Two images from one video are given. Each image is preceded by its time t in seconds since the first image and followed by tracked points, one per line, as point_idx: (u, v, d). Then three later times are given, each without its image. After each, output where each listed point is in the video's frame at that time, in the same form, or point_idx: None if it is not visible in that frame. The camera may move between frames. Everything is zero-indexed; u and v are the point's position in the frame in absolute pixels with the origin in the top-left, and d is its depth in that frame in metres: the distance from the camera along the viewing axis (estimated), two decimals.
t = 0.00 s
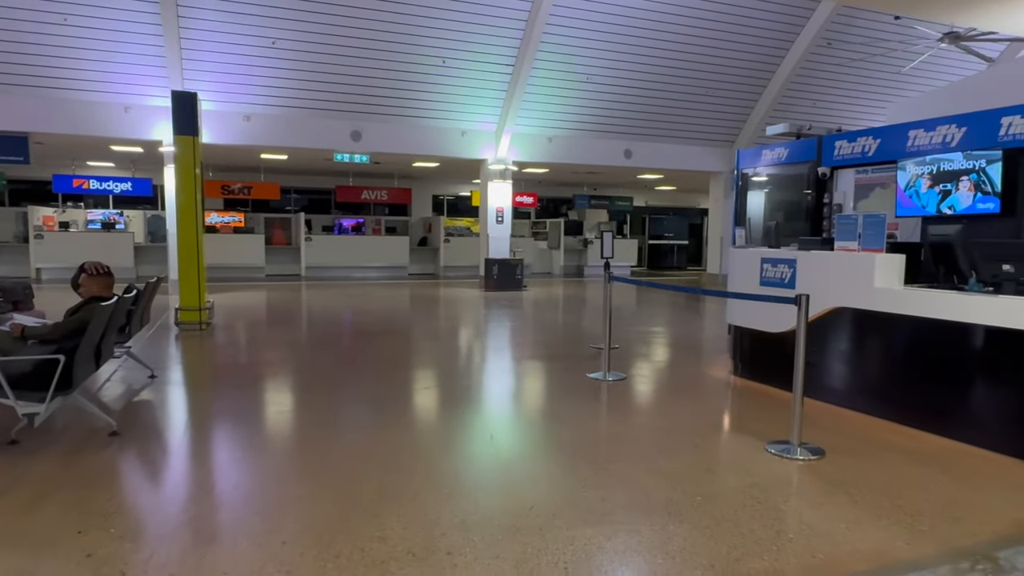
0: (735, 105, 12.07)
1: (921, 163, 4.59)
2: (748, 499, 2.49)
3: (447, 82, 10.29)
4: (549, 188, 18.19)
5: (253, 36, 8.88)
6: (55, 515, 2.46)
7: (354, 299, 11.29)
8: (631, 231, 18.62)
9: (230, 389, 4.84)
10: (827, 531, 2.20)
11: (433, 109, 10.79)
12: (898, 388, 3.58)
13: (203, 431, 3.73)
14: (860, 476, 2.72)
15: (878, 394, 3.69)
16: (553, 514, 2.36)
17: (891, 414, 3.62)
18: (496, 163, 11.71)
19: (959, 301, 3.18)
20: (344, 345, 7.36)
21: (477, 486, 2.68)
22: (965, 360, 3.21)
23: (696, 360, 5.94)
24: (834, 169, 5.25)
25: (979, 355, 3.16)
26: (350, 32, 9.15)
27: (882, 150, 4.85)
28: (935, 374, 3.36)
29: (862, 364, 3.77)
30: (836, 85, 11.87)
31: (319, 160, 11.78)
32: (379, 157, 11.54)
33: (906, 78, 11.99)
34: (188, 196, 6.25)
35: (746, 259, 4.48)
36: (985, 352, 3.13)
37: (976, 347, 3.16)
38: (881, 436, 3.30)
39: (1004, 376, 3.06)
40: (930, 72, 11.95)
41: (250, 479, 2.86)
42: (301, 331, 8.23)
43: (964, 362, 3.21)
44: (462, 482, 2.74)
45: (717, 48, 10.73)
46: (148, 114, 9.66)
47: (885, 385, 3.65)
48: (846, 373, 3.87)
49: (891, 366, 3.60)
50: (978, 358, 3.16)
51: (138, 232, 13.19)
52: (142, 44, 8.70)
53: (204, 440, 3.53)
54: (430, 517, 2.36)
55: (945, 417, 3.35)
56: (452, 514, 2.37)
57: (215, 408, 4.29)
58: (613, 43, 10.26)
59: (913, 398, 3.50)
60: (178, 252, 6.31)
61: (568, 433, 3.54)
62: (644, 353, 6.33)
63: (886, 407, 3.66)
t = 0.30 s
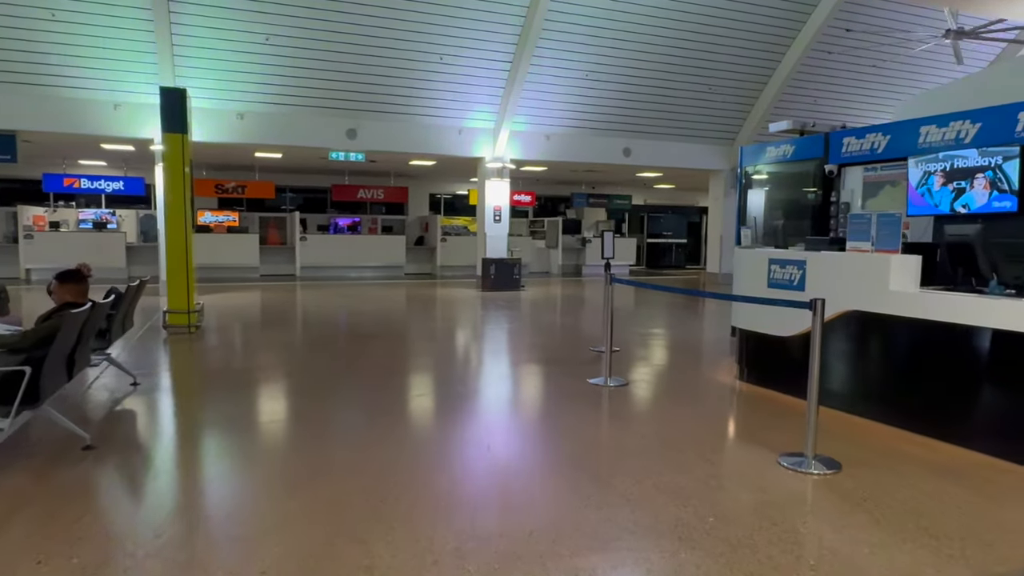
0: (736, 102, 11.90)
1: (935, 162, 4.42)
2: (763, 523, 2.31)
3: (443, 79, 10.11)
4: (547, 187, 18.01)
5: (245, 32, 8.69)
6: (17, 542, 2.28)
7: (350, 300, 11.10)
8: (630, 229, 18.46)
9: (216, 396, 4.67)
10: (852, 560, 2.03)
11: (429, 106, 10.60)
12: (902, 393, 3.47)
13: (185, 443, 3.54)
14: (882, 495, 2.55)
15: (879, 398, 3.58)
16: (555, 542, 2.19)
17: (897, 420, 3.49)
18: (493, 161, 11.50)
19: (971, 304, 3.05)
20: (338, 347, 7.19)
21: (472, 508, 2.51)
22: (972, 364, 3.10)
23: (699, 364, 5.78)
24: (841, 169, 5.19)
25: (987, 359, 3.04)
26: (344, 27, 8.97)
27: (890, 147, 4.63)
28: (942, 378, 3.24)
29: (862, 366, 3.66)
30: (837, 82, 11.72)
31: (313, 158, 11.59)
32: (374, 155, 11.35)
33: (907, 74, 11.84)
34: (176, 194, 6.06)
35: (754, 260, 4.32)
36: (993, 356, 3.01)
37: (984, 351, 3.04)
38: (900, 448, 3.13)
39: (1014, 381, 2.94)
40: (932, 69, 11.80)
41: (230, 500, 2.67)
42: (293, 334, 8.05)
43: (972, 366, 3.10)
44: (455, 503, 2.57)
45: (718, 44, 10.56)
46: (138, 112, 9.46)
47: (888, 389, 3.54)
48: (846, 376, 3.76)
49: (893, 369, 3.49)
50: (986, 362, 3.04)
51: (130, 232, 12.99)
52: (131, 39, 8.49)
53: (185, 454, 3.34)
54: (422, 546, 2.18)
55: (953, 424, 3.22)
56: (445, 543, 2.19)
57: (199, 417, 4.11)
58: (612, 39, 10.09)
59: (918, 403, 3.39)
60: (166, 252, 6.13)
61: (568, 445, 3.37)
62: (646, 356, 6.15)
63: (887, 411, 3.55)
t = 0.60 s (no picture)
0: (737, 100, 11.74)
1: (947, 159, 4.37)
2: (777, 546, 2.14)
3: (440, 76, 9.94)
4: (545, 187, 17.85)
5: (238, 28, 8.52)
6: None
7: (346, 301, 10.93)
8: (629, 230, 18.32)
9: (201, 402, 4.50)
10: None
11: (426, 104, 10.43)
12: (908, 396, 3.33)
13: (163, 455, 3.37)
14: (901, 514, 2.38)
15: (883, 402, 3.44)
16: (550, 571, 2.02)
17: (906, 427, 3.34)
18: (491, 160, 11.33)
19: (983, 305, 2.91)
20: (329, 350, 7.03)
21: (462, 531, 2.34)
22: (981, 367, 2.96)
23: (701, 368, 5.60)
24: (850, 166, 5.02)
25: (996, 362, 2.90)
26: (338, 23, 8.80)
27: (902, 143, 4.51)
28: (951, 383, 3.10)
29: (866, 370, 3.53)
30: (840, 81, 11.57)
31: (308, 157, 11.42)
32: (370, 154, 11.19)
33: (911, 72, 11.67)
34: (163, 193, 5.88)
35: (760, 260, 4.16)
36: (1002, 359, 2.87)
37: (993, 354, 2.90)
38: (917, 460, 2.96)
39: None
40: (936, 67, 11.66)
41: (205, 521, 2.50)
42: (286, 336, 7.88)
43: (981, 369, 2.95)
44: (444, 525, 2.40)
45: (719, 42, 10.39)
46: (129, 110, 9.29)
47: (892, 393, 3.41)
48: (849, 380, 3.62)
49: (897, 372, 3.35)
50: (995, 365, 2.90)
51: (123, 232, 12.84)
52: (121, 35, 8.32)
53: (161, 468, 3.17)
54: None
55: (964, 431, 3.08)
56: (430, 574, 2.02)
57: (181, 425, 3.93)
58: (612, 36, 9.92)
59: (924, 407, 3.25)
60: (154, 252, 5.95)
61: (565, 455, 3.20)
62: (646, 359, 5.99)
63: (892, 416, 3.41)
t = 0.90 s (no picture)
0: (740, 98, 11.56)
1: (962, 157, 4.15)
2: None
3: (437, 73, 9.75)
4: (545, 186, 17.68)
5: (230, 25, 8.34)
6: None
7: (343, 303, 10.76)
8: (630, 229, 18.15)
9: (184, 412, 4.31)
10: None
11: (423, 102, 10.25)
12: (917, 404, 3.18)
13: (136, 475, 3.18)
14: (926, 540, 2.20)
15: (890, 410, 3.29)
16: None
17: (921, 439, 3.17)
18: (489, 159, 11.15)
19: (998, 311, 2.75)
20: (323, 353, 6.86)
21: (449, 563, 2.17)
22: (990, 371, 2.82)
23: (706, 372, 5.43)
24: (859, 165, 4.86)
25: (1005, 366, 2.77)
26: (332, 20, 8.61)
27: (914, 140, 4.33)
28: (959, 388, 2.96)
29: (871, 377, 3.38)
30: (844, 78, 11.38)
31: (304, 157, 11.25)
32: (366, 153, 11.01)
33: (917, 69, 11.48)
34: (147, 193, 5.70)
35: (767, 262, 3.97)
36: (1012, 362, 2.74)
37: (1002, 357, 2.77)
38: (939, 476, 2.77)
39: None
40: (941, 63, 11.50)
41: (174, 552, 2.33)
42: (280, 338, 7.73)
43: (990, 374, 2.82)
44: (430, 556, 2.22)
45: (721, 39, 10.21)
46: (119, 110, 9.12)
47: (898, 399, 3.26)
48: (856, 388, 3.47)
49: (901, 378, 3.21)
50: (1005, 369, 2.77)
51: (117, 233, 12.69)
52: (109, 32, 8.13)
53: (134, 490, 2.98)
54: None
55: (985, 444, 2.89)
56: None
57: (161, 439, 3.74)
58: (612, 32, 9.73)
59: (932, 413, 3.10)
60: (139, 254, 5.78)
61: (563, 473, 3.01)
62: (649, 364, 5.80)
63: (902, 423, 3.26)
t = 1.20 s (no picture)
0: (742, 97, 11.40)
1: (981, 153, 4.00)
2: None
3: (435, 71, 9.60)
4: (545, 187, 17.53)
5: (224, 21, 8.18)
6: None
7: (339, 305, 10.60)
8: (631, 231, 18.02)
9: (169, 420, 4.14)
10: None
11: (421, 100, 10.09)
12: (927, 412, 3.04)
13: (110, 489, 2.99)
14: (958, 565, 2.03)
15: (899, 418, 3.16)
16: None
17: (943, 452, 2.98)
18: (489, 158, 10.96)
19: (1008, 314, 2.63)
20: (318, 356, 6.71)
21: None
22: (998, 376, 2.71)
23: (710, 378, 5.27)
24: (870, 163, 4.70)
25: (1013, 370, 2.66)
26: (328, 17, 8.46)
27: (930, 136, 4.16)
28: (969, 394, 2.84)
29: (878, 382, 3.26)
30: (848, 77, 11.23)
31: (300, 156, 11.10)
32: (364, 152, 10.85)
33: (922, 67, 11.32)
34: (135, 192, 5.53)
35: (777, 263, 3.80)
36: (1019, 365, 2.63)
37: (1010, 361, 2.66)
38: (968, 493, 2.59)
39: None
40: (947, 62, 11.34)
41: None
42: (274, 341, 7.59)
43: (996, 376, 2.71)
44: None
45: (724, 37, 10.05)
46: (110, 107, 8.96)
47: (901, 402, 3.16)
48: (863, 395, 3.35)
49: (904, 379, 3.12)
50: (1013, 373, 2.66)
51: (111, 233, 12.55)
52: (100, 27, 7.96)
53: (107, 506, 2.81)
54: None
55: (1009, 457, 2.72)
56: None
57: (143, 450, 3.57)
58: (613, 30, 9.58)
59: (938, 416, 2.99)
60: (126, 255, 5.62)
61: (564, 488, 2.84)
62: (652, 369, 5.62)
63: (913, 432, 3.12)
